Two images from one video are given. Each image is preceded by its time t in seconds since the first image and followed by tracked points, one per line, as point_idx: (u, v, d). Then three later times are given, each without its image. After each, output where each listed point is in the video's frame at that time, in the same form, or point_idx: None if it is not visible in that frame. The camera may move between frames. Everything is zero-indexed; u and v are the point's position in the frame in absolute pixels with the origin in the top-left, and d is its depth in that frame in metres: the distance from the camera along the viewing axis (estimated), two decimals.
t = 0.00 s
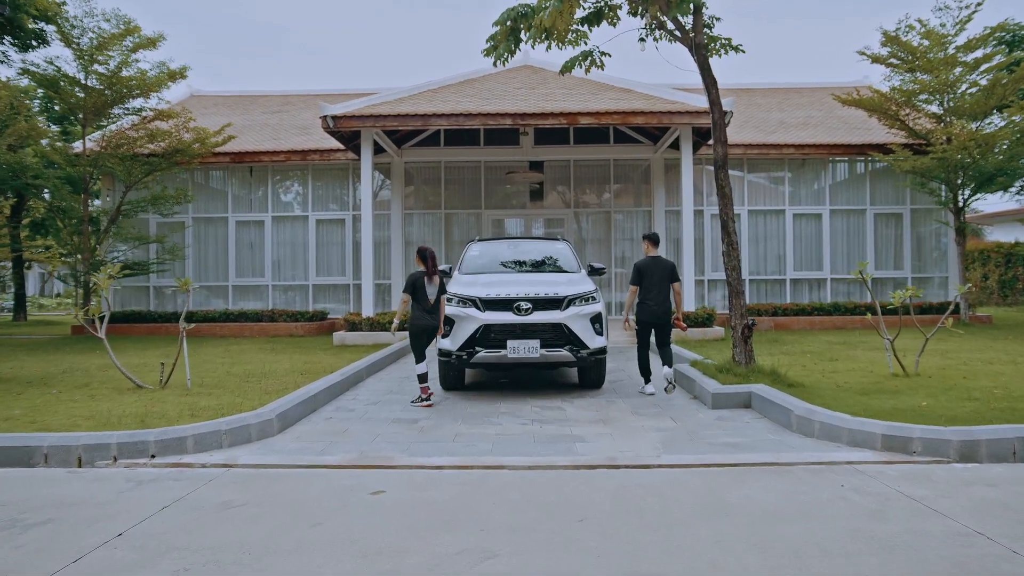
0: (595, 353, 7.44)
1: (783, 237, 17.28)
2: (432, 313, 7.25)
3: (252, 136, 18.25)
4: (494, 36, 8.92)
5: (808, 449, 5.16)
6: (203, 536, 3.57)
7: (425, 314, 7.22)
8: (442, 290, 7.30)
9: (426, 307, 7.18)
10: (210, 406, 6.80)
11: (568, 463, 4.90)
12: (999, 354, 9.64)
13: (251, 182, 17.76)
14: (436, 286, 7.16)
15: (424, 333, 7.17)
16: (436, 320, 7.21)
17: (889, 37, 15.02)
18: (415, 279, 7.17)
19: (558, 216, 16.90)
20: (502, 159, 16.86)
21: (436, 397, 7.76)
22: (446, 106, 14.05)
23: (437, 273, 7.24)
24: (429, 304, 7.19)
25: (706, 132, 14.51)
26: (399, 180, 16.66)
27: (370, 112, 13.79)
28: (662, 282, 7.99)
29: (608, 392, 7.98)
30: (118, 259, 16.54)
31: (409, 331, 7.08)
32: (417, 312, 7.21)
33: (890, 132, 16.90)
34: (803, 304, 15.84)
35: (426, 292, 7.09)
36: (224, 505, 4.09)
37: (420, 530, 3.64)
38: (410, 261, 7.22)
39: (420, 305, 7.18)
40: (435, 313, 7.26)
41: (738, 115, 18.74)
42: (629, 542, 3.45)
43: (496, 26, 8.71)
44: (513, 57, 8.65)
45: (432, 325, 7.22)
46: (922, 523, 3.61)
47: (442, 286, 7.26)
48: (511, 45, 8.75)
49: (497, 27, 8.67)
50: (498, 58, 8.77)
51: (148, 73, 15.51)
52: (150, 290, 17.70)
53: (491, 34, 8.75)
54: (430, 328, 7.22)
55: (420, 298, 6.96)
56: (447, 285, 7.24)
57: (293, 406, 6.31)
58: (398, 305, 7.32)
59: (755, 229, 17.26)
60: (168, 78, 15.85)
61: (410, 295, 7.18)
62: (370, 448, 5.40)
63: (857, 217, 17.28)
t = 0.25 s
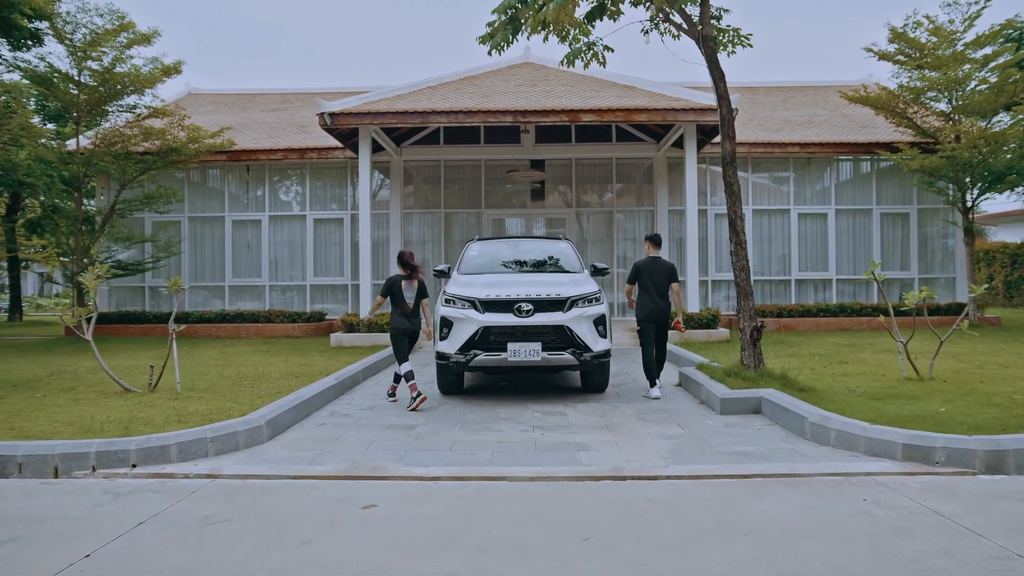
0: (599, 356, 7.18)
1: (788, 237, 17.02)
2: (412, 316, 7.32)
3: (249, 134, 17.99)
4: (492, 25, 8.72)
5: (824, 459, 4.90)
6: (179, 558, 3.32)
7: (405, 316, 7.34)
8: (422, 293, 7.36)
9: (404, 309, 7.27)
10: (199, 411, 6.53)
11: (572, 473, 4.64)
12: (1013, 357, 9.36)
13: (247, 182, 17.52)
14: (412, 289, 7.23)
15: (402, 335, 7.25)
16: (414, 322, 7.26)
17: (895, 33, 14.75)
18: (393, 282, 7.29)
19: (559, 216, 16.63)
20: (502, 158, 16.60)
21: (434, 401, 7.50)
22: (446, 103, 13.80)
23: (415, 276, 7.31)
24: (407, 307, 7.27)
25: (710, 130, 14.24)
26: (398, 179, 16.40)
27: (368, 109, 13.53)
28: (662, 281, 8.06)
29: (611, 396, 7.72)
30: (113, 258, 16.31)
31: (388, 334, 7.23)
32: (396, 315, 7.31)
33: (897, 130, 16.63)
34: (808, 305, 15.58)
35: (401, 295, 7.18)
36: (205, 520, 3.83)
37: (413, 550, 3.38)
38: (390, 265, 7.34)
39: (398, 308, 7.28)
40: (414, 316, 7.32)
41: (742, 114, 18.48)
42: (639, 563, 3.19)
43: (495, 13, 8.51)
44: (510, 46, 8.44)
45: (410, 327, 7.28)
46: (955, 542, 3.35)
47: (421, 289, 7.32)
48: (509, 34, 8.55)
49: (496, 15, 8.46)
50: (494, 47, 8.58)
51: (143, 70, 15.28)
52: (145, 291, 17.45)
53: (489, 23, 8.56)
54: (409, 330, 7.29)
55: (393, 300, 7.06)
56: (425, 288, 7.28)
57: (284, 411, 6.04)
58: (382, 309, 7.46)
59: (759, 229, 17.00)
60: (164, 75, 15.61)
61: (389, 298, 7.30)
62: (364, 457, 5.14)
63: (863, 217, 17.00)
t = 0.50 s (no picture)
0: (603, 360, 6.93)
1: (793, 237, 16.75)
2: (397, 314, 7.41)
3: (245, 133, 17.74)
4: (493, 18, 8.45)
5: (842, 469, 4.64)
6: None
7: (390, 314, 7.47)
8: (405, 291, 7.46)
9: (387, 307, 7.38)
10: (186, 417, 6.28)
11: (575, 486, 4.38)
12: None
13: (244, 180, 17.27)
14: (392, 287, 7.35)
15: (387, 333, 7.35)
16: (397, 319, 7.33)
17: (902, 28, 14.49)
18: (376, 282, 7.46)
19: (560, 215, 16.37)
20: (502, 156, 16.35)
21: (432, 406, 7.25)
22: (445, 100, 13.55)
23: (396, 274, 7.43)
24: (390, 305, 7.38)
25: (714, 127, 13.98)
26: (397, 178, 16.14)
27: (366, 106, 13.28)
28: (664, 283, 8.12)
29: (615, 401, 7.47)
30: (107, 258, 16.07)
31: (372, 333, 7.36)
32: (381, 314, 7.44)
33: (904, 127, 16.36)
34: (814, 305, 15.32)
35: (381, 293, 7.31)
36: (183, 539, 3.57)
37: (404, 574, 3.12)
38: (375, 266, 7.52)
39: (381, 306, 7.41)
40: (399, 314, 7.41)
41: (746, 111, 18.22)
42: None
43: (495, 5, 8.24)
44: (511, 39, 8.17)
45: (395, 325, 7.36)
46: (992, 566, 3.09)
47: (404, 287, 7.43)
48: (510, 27, 8.28)
49: (496, 7, 8.20)
50: (494, 40, 8.32)
51: (137, 67, 15.04)
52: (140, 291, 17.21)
53: (489, 15, 8.29)
54: (394, 328, 7.38)
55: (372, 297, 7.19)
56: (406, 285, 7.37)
57: (274, 418, 5.78)
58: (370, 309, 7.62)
59: (763, 228, 16.75)
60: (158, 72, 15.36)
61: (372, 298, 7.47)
62: (357, 466, 4.89)
63: (869, 216, 16.75)
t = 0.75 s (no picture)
0: (605, 363, 6.67)
1: (797, 236, 16.49)
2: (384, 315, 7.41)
3: (241, 131, 17.47)
4: (492, 9, 8.17)
5: (859, 481, 4.38)
6: None
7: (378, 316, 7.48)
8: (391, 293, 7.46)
9: (373, 309, 7.38)
10: (170, 422, 6.01)
11: (577, 499, 4.12)
12: None
13: (240, 179, 17.01)
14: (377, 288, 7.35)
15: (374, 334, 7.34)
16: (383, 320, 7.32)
17: (909, 24, 14.23)
18: (363, 284, 7.50)
19: (561, 214, 16.11)
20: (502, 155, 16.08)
21: (427, 410, 6.99)
22: (443, 96, 13.29)
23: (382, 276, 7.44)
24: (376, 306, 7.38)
25: (718, 124, 13.71)
26: (395, 176, 15.89)
27: (363, 102, 13.02)
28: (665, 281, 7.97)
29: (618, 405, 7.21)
30: (100, 258, 15.82)
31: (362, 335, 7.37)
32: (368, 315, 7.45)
33: (910, 125, 16.09)
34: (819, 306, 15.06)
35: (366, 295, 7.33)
36: (154, 559, 3.31)
37: None
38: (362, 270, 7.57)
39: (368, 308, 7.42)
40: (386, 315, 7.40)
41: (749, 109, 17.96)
42: None
43: None
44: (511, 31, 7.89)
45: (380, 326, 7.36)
46: None
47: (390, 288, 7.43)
48: (510, 18, 8.00)
49: None
50: (494, 33, 8.04)
51: (131, 63, 14.78)
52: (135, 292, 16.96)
53: (489, 6, 8.02)
54: (381, 329, 7.39)
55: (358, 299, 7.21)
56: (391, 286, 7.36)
57: (261, 424, 5.52)
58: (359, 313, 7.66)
59: (767, 228, 16.49)
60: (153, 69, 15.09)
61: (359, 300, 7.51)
62: (346, 477, 4.63)
63: (874, 215, 16.49)
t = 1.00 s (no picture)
0: (608, 367, 6.41)
1: (802, 235, 16.22)
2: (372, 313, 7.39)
3: (237, 129, 17.22)
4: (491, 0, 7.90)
5: (880, 494, 4.12)
6: None
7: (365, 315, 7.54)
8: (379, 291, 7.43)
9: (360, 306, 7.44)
10: (154, 429, 5.76)
11: (579, 515, 3.86)
12: None
13: (236, 178, 16.75)
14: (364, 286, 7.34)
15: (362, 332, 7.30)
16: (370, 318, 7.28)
17: (916, 19, 13.96)
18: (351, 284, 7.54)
19: (562, 213, 15.84)
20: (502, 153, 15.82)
21: (423, 416, 6.74)
22: (442, 93, 13.03)
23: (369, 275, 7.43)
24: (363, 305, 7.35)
25: (722, 121, 13.45)
26: (393, 175, 15.63)
27: (360, 99, 12.77)
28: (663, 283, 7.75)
29: (621, 410, 6.95)
30: (94, 258, 15.56)
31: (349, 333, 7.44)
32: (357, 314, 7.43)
33: (917, 122, 15.82)
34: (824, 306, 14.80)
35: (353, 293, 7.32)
36: None
37: None
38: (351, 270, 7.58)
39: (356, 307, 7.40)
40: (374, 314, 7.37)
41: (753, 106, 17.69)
42: None
43: None
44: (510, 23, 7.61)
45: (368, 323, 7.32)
46: None
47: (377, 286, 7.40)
48: (509, 9, 7.72)
49: None
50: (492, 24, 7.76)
51: (124, 60, 14.53)
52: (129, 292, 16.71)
53: None
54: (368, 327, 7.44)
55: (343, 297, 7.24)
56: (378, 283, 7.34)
57: (248, 432, 5.26)
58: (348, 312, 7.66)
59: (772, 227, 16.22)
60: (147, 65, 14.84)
61: (348, 299, 7.52)
62: (335, 489, 4.37)
63: (881, 214, 16.22)
